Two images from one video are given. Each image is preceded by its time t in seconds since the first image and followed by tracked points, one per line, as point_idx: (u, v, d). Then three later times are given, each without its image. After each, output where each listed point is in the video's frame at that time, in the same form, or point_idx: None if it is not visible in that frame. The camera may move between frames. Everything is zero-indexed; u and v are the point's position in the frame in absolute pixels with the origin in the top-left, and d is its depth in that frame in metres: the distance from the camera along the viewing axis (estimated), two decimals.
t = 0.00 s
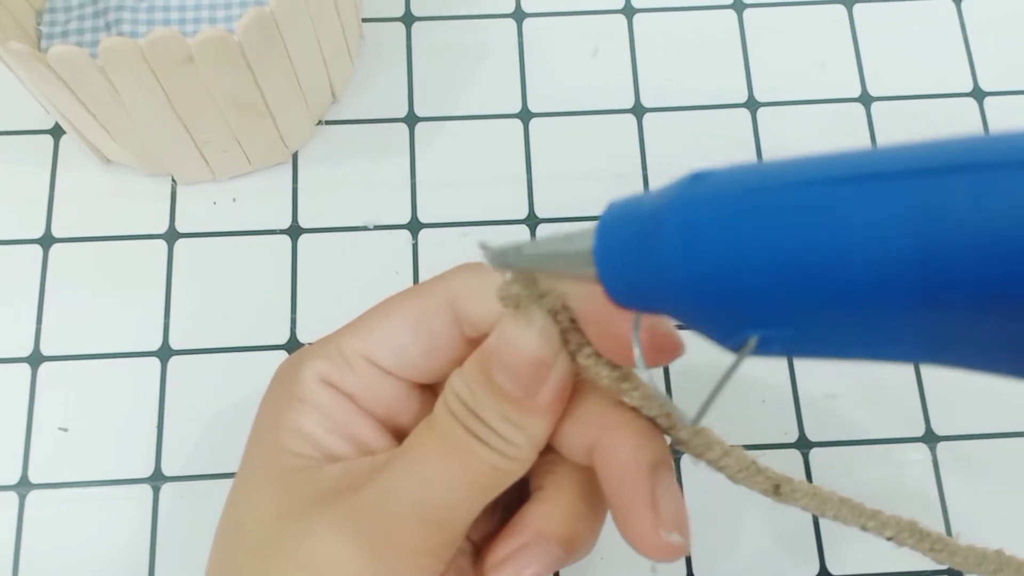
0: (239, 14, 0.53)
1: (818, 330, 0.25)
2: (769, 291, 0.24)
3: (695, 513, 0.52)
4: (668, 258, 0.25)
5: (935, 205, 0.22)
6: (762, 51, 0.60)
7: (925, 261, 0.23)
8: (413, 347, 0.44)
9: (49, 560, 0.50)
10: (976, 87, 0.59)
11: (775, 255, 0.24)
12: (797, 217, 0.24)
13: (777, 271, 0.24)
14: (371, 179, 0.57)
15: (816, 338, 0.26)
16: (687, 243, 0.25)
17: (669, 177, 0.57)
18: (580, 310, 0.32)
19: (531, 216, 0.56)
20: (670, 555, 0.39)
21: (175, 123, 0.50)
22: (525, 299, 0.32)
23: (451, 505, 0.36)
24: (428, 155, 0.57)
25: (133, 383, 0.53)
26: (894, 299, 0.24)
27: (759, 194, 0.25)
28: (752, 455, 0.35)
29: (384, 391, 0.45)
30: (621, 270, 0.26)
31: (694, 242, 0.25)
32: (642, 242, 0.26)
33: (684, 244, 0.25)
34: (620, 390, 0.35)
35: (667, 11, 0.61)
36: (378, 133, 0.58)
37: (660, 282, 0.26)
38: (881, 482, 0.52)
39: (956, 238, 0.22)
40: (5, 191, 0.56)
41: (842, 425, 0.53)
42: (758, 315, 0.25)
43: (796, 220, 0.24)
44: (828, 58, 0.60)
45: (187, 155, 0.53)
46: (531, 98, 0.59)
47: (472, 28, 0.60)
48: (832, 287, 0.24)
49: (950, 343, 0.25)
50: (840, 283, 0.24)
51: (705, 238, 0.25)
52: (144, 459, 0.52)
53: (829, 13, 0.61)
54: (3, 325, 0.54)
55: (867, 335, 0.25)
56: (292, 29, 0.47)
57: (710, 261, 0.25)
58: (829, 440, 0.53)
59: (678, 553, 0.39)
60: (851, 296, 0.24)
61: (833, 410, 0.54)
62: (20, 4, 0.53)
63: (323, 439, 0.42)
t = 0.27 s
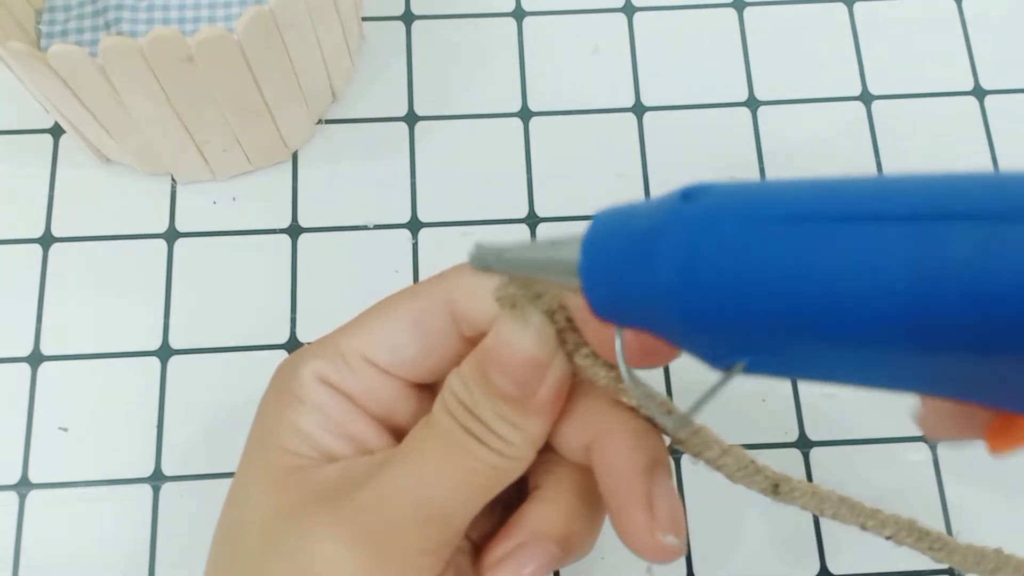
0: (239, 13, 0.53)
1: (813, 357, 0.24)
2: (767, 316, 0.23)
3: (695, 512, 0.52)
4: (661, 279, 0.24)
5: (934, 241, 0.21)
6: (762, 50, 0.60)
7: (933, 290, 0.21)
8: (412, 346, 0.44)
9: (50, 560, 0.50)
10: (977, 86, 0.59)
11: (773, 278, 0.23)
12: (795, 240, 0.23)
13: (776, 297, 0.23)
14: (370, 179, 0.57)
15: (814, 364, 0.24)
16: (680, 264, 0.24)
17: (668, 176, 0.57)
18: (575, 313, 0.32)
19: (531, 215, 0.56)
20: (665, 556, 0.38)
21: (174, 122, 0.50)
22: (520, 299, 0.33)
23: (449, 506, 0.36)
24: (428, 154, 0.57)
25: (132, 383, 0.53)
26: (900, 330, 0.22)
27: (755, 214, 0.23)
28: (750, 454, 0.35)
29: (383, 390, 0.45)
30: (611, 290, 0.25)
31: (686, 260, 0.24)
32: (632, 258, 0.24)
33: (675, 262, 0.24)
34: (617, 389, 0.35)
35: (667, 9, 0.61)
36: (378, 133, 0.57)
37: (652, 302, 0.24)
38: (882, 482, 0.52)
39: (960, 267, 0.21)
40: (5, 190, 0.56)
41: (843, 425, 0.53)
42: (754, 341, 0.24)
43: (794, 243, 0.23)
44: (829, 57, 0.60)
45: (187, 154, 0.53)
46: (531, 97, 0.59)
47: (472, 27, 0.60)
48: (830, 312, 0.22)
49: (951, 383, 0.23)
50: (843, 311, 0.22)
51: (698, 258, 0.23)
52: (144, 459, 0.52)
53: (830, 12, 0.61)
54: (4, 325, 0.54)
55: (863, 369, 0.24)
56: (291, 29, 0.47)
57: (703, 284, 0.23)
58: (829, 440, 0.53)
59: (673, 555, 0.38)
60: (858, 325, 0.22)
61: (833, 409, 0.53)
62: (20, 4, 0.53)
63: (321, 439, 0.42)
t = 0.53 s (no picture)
0: (239, 14, 0.53)
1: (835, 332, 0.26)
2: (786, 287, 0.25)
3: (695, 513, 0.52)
4: (685, 261, 0.25)
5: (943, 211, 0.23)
6: (762, 50, 0.60)
7: (945, 260, 0.23)
8: (411, 348, 0.44)
9: (51, 561, 0.50)
10: (976, 86, 0.59)
11: (794, 253, 0.24)
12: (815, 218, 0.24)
13: (800, 272, 0.24)
14: (370, 179, 0.57)
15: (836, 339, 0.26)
16: (704, 247, 0.25)
17: (669, 177, 0.57)
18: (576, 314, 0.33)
19: (531, 215, 0.56)
20: (664, 559, 0.38)
21: (174, 123, 0.50)
22: (521, 302, 0.33)
23: (449, 508, 0.36)
24: (428, 155, 0.57)
25: (133, 384, 0.53)
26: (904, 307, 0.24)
27: (775, 196, 0.25)
28: (751, 457, 0.35)
29: (383, 392, 0.45)
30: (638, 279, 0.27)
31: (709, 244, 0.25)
32: (657, 245, 0.26)
33: (698, 245, 0.25)
34: (618, 391, 0.36)
35: (667, 10, 0.61)
36: (378, 133, 0.58)
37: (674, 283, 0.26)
38: (881, 482, 0.52)
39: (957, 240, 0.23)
40: (5, 192, 0.56)
41: (842, 425, 0.53)
42: (778, 319, 0.25)
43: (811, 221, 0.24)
44: (828, 57, 0.60)
45: (187, 155, 0.53)
46: (531, 97, 0.59)
47: (472, 28, 0.60)
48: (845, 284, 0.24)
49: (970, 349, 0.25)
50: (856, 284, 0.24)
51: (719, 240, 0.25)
52: (145, 460, 0.52)
53: (830, 12, 0.61)
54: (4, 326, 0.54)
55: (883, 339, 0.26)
56: (291, 29, 0.47)
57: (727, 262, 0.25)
58: (829, 440, 0.53)
59: (673, 558, 0.38)
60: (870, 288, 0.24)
61: (833, 410, 0.54)
62: (20, 5, 0.53)
63: (321, 441, 0.42)
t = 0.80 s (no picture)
0: (240, 13, 0.53)
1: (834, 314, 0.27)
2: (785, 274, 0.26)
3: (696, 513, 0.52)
4: (687, 247, 0.26)
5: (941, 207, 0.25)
6: (763, 50, 0.60)
7: (936, 256, 0.25)
8: (404, 338, 0.43)
9: (50, 560, 0.50)
10: (977, 86, 0.59)
11: (794, 239, 0.25)
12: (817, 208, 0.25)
13: (797, 260, 0.26)
14: (371, 179, 0.57)
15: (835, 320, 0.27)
16: (706, 230, 0.26)
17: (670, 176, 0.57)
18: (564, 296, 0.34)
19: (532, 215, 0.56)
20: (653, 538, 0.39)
21: (175, 122, 0.50)
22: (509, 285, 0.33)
23: (446, 493, 0.36)
24: (428, 154, 0.57)
25: (133, 383, 0.53)
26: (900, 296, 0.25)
27: (779, 182, 0.26)
28: (738, 440, 0.35)
29: (378, 383, 0.44)
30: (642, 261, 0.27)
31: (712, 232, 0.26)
32: (662, 229, 0.27)
33: (700, 229, 0.26)
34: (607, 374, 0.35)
35: (668, 10, 0.61)
36: (379, 133, 0.57)
37: (676, 267, 0.27)
38: (883, 482, 0.52)
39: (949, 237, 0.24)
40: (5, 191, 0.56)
41: (843, 425, 0.53)
42: (778, 302, 0.26)
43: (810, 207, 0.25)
44: (829, 57, 0.60)
45: (188, 154, 0.53)
46: (532, 97, 0.59)
47: (472, 27, 0.60)
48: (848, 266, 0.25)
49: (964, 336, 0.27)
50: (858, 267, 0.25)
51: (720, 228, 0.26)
52: (144, 459, 0.52)
53: (830, 12, 0.61)
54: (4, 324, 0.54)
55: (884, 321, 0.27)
56: (292, 29, 0.47)
57: (734, 246, 0.26)
58: (830, 440, 0.53)
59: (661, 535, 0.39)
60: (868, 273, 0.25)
61: (833, 410, 0.53)
62: (21, 4, 0.53)
63: (317, 432, 0.42)
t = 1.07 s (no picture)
0: (239, 13, 0.53)
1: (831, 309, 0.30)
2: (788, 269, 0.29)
3: (695, 513, 0.52)
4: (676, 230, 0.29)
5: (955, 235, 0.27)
6: (763, 50, 0.60)
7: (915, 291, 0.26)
8: (378, 331, 0.44)
9: (49, 560, 0.50)
10: (977, 86, 0.59)
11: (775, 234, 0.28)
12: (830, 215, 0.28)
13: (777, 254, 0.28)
14: (370, 179, 0.57)
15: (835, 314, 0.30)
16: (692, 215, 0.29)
17: (669, 176, 0.57)
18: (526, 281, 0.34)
19: (531, 215, 0.56)
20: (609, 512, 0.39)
21: (174, 122, 0.50)
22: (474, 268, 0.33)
23: (424, 478, 0.36)
24: (428, 154, 0.57)
25: (132, 382, 0.53)
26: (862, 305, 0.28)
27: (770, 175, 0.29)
28: (699, 420, 0.37)
29: (355, 378, 0.45)
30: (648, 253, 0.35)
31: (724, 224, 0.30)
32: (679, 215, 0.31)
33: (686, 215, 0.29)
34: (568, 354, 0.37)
35: (667, 9, 0.61)
36: (378, 133, 0.57)
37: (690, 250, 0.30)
38: (882, 482, 0.52)
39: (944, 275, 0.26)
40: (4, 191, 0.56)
41: (842, 424, 0.53)
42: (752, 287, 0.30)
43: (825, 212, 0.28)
44: (829, 57, 0.60)
45: (187, 155, 0.53)
46: (531, 97, 0.59)
47: (472, 27, 0.60)
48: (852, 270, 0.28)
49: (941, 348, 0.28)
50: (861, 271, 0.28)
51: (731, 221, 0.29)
52: (144, 458, 0.52)
53: (830, 12, 0.60)
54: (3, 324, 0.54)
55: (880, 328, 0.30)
56: (292, 29, 0.47)
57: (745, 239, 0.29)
58: (830, 440, 0.53)
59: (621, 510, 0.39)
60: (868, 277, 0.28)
61: (833, 410, 0.53)
62: (20, 3, 0.53)
63: (297, 426, 0.42)
